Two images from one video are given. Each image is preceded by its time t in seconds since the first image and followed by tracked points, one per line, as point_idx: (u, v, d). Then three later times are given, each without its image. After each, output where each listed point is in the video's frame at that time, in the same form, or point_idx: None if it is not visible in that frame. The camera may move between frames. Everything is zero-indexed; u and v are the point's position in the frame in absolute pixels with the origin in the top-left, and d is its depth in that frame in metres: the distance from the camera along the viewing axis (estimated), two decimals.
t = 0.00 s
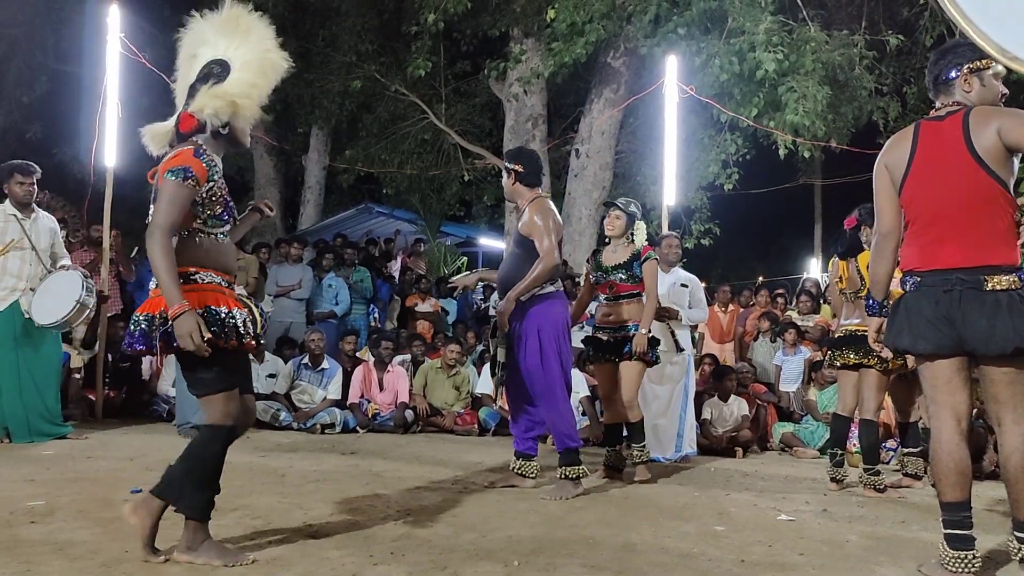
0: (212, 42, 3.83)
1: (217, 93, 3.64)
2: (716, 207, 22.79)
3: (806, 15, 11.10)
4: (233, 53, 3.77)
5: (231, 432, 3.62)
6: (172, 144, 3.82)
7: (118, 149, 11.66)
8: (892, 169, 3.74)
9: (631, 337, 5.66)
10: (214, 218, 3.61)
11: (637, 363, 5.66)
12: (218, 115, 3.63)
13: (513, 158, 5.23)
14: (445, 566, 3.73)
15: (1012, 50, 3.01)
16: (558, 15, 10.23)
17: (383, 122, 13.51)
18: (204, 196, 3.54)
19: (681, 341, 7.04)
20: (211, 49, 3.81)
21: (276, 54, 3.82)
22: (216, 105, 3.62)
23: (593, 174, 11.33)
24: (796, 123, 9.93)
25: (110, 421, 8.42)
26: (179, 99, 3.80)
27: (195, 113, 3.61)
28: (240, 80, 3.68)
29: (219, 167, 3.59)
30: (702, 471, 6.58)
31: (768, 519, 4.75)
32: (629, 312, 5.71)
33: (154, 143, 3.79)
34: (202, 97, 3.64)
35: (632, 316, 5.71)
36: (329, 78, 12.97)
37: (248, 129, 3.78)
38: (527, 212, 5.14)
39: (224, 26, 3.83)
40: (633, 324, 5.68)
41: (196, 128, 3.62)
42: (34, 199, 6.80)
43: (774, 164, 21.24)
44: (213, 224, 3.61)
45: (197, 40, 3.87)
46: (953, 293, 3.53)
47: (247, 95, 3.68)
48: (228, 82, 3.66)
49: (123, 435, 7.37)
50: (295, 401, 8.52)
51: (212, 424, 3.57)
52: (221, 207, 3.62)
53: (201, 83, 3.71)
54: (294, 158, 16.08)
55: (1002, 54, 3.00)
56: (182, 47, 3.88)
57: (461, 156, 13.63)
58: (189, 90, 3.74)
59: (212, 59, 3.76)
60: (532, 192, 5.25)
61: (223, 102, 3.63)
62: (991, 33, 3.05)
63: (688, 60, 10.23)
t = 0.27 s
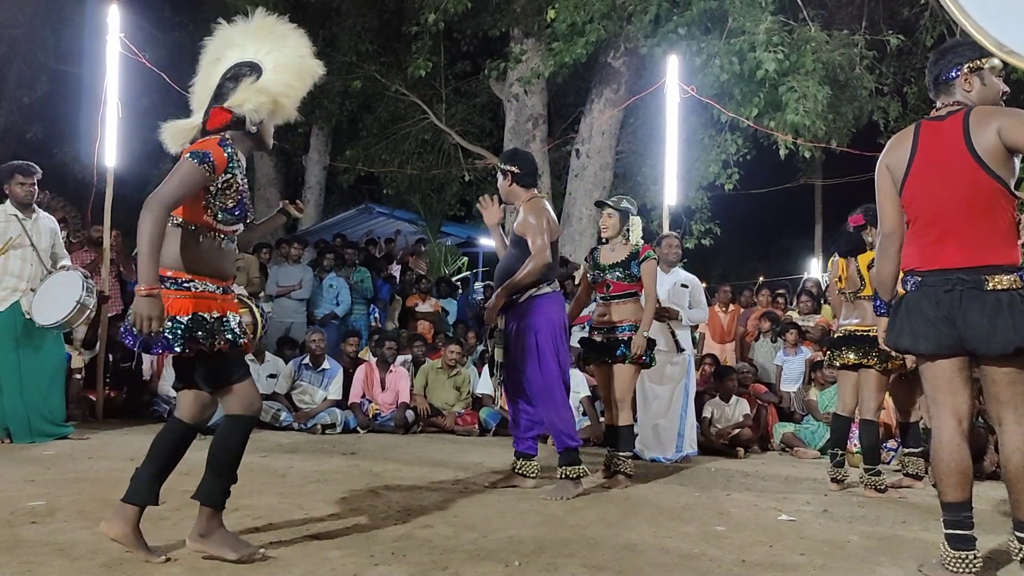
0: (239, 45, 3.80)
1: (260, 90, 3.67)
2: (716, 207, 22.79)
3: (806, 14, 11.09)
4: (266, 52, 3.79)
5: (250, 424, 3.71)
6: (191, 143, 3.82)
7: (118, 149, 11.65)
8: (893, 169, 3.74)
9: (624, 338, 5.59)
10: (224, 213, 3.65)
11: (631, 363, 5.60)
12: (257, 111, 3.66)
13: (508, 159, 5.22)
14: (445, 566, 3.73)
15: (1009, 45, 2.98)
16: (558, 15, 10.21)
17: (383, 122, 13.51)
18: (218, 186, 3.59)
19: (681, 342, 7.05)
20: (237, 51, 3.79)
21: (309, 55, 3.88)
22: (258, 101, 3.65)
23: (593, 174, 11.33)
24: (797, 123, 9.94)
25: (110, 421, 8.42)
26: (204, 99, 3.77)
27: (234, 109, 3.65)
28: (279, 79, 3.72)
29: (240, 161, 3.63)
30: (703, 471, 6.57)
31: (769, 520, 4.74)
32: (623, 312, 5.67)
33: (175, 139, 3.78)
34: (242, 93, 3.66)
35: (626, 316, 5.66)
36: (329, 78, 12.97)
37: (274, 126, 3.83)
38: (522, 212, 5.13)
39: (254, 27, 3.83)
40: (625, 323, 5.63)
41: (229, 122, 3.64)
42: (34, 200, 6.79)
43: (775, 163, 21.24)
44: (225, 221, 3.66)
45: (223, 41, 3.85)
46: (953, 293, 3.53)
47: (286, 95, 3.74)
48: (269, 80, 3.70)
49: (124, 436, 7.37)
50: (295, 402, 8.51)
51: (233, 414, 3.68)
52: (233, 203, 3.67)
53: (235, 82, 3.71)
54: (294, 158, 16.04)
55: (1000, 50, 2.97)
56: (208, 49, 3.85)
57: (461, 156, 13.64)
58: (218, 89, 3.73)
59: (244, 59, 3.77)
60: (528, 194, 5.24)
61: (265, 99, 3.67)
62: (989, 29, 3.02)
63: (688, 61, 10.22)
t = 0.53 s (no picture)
0: (262, 49, 3.84)
1: (276, 97, 3.69)
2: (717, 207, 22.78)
3: (807, 14, 11.09)
4: (287, 58, 3.81)
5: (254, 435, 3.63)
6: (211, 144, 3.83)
7: (119, 149, 11.66)
8: (894, 169, 3.76)
9: (616, 336, 5.57)
10: (249, 214, 3.59)
11: (623, 362, 5.57)
12: (270, 119, 3.67)
13: (509, 158, 5.20)
14: (446, 566, 3.73)
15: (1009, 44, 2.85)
16: (558, 15, 10.21)
17: (383, 122, 13.50)
18: (236, 188, 3.54)
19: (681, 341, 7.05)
20: (258, 55, 3.83)
21: (329, 65, 3.89)
22: (272, 109, 3.66)
23: (594, 174, 11.33)
24: (798, 123, 9.94)
25: (111, 421, 8.42)
26: (225, 98, 3.82)
27: (250, 116, 3.63)
28: (296, 86, 3.74)
29: (253, 167, 3.63)
30: (703, 471, 6.56)
31: (769, 520, 4.74)
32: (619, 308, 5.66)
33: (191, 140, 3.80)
34: (258, 100, 3.67)
35: (620, 313, 5.65)
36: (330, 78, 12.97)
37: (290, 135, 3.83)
38: (523, 212, 5.14)
39: (277, 30, 3.87)
40: (620, 320, 5.62)
41: (243, 128, 3.62)
42: (34, 199, 6.80)
43: (775, 163, 21.24)
44: (250, 222, 3.60)
45: (246, 43, 3.89)
46: (953, 293, 3.53)
47: (302, 103, 3.75)
48: (287, 88, 3.71)
49: (124, 436, 7.37)
50: (296, 402, 8.50)
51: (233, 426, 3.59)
52: (256, 203, 3.61)
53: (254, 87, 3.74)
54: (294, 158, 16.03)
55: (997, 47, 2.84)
56: (232, 48, 3.89)
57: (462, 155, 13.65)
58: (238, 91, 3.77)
59: (265, 63, 3.80)
60: (531, 194, 5.25)
61: (279, 107, 3.68)
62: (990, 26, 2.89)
63: (688, 60, 10.21)
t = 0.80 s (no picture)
0: (286, 66, 3.85)
1: (301, 114, 3.68)
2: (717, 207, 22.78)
3: (807, 14, 11.09)
4: (312, 79, 3.82)
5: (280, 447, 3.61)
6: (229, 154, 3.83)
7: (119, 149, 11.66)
8: (895, 169, 3.76)
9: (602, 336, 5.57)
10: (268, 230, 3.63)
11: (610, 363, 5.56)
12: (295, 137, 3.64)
13: (514, 157, 5.20)
14: (446, 566, 3.73)
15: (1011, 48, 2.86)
16: (558, 15, 10.21)
17: (384, 122, 13.50)
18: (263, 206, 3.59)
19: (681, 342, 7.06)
20: (283, 72, 3.84)
21: (353, 87, 3.88)
22: (298, 125, 3.64)
23: (594, 174, 11.33)
24: (798, 123, 9.94)
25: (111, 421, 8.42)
26: (245, 111, 3.83)
27: (274, 129, 3.62)
28: (320, 106, 3.74)
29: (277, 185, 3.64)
30: (704, 471, 6.56)
31: (770, 520, 4.74)
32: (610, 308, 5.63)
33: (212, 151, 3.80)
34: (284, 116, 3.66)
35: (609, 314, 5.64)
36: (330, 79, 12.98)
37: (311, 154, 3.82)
38: (529, 213, 5.13)
39: (302, 49, 3.88)
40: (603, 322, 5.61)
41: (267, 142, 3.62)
42: (36, 200, 6.80)
43: (776, 163, 21.24)
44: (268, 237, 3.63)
45: (270, 59, 3.89)
46: (953, 294, 3.53)
47: (326, 122, 3.75)
48: (311, 106, 3.72)
49: (124, 436, 7.37)
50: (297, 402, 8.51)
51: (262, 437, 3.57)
52: (275, 221, 3.63)
53: (278, 102, 3.75)
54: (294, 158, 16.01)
55: (1004, 53, 2.84)
56: (253, 63, 3.89)
57: (462, 156, 13.65)
58: (261, 105, 3.77)
59: (290, 80, 3.81)
60: (535, 195, 5.24)
61: (305, 124, 3.66)
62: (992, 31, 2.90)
63: (689, 60, 10.20)
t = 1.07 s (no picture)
0: (317, 61, 3.86)
1: (344, 103, 3.73)
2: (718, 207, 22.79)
3: (808, 14, 11.09)
4: (345, 72, 3.85)
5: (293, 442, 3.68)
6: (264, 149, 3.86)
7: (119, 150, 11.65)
8: (896, 169, 3.76)
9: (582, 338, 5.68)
10: (314, 215, 3.75)
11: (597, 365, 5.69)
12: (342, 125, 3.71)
13: (515, 158, 5.21)
14: (447, 566, 3.73)
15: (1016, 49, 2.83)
16: (559, 15, 10.21)
17: (384, 122, 13.49)
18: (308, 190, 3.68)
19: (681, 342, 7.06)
20: (313, 67, 3.85)
21: (386, 79, 3.93)
22: (346, 114, 3.72)
23: (595, 174, 11.33)
24: (798, 123, 9.95)
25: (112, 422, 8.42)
26: (277, 108, 3.85)
27: (319, 120, 3.69)
28: (361, 96, 3.80)
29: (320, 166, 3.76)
30: (705, 472, 6.55)
31: (771, 520, 4.73)
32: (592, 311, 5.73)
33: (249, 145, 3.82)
34: (330, 106, 3.71)
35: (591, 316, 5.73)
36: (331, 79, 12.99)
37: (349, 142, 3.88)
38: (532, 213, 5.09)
39: (330, 45, 3.90)
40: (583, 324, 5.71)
41: (309, 132, 3.68)
42: (37, 200, 6.80)
43: (776, 163, 21.24)
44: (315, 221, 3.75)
45: (297, 56, 3.90)
46: (954, 294, 3.53)
47: (368, 113, 3.82)
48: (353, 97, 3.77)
49: (124, 436, 7.37)
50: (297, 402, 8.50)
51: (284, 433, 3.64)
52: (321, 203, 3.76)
53: (314, 95, 3.77)
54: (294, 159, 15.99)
55: (1007, 53, 2.80)
56: (281, 59, 3.89)
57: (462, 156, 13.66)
58: (294, 99, 3.78)
59: (322, 75, 3.83)
60: (538, 193, 5.20)
61: (351, 114, 3.74)
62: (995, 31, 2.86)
63: (689, 61, 10.20)
